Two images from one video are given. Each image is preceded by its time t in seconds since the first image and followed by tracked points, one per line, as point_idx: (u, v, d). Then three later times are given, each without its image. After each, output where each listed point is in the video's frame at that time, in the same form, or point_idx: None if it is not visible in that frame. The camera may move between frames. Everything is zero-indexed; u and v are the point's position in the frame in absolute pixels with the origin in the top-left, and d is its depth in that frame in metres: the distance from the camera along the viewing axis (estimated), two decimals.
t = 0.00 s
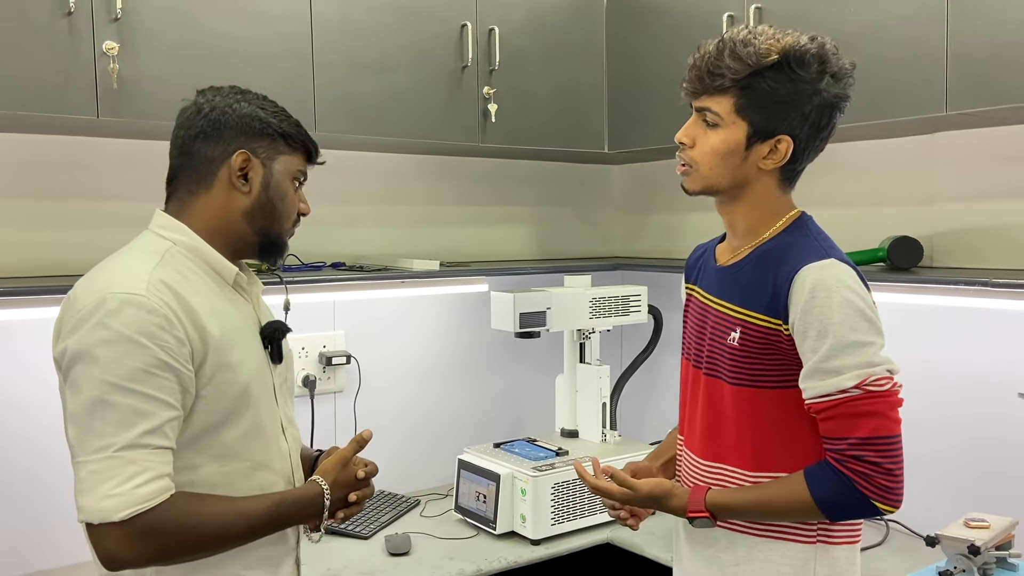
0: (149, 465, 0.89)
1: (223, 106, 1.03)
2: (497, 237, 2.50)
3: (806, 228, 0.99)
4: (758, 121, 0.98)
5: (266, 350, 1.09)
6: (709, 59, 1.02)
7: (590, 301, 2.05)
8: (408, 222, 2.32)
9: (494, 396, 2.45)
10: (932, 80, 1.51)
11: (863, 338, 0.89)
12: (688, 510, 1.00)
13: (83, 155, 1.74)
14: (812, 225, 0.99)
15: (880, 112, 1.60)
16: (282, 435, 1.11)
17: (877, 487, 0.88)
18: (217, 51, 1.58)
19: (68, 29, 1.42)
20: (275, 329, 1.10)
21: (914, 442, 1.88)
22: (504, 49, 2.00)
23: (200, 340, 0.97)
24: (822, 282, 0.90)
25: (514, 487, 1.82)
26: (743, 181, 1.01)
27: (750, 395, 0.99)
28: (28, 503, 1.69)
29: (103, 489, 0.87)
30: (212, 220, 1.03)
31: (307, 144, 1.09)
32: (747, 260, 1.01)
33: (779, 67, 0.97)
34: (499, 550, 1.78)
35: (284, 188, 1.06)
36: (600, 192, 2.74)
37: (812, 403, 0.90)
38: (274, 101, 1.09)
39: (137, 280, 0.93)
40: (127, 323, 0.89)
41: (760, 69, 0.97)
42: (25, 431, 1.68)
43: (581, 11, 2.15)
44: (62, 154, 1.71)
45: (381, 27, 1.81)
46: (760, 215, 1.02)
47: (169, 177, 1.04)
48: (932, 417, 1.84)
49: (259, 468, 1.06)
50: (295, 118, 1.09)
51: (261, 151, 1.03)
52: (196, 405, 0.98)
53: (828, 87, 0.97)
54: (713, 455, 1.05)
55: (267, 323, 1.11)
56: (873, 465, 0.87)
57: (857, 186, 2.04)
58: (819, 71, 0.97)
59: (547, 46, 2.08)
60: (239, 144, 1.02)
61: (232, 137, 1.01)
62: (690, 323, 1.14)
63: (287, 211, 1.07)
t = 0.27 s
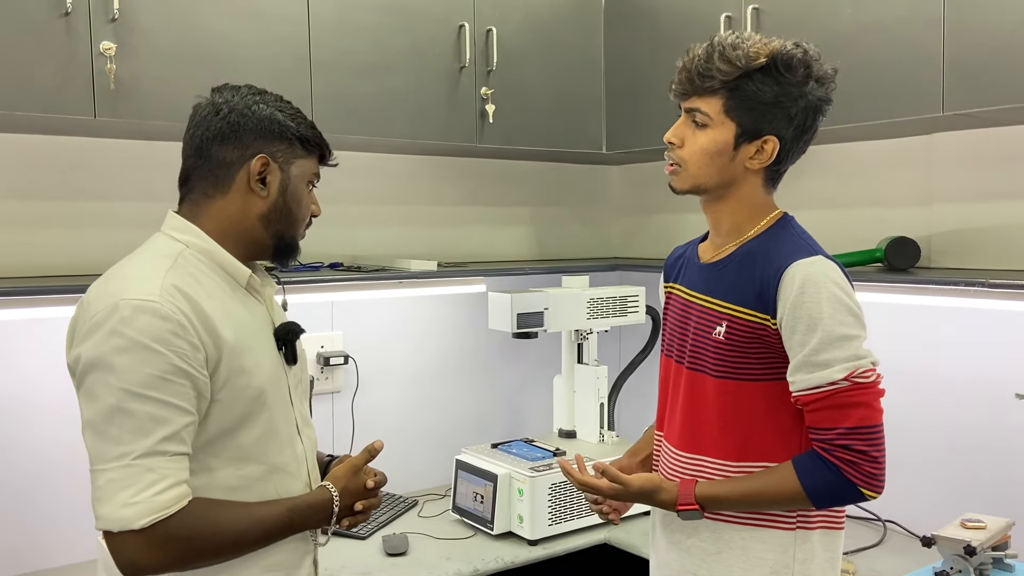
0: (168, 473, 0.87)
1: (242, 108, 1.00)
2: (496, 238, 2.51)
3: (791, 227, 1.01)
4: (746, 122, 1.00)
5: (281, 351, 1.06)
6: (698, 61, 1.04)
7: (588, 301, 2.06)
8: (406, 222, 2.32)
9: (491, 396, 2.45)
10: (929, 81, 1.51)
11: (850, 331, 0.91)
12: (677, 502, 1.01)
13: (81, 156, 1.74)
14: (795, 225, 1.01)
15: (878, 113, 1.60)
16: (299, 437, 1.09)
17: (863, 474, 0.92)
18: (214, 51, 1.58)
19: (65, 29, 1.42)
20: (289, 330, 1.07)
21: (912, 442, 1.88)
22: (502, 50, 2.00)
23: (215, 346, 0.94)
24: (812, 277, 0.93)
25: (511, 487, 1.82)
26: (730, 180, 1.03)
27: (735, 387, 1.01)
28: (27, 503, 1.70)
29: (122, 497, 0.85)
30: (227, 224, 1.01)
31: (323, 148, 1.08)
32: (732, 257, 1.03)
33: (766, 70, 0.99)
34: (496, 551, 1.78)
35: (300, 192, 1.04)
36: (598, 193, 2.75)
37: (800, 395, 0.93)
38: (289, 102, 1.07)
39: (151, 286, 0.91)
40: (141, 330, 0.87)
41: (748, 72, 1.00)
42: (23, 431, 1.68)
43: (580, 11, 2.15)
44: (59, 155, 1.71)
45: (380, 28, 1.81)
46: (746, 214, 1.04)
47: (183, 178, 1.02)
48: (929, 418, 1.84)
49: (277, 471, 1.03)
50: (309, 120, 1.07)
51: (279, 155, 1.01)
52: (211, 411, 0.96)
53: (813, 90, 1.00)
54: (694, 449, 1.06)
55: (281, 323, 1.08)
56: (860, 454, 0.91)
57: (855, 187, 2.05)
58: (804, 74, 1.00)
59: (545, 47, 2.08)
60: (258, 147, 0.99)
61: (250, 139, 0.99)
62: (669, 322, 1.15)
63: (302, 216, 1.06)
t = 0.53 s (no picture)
0: (181, 478, 0.87)
1: (251, 105, 0.98)
2: (494, 238, 2.50)
3: (778, 225, 1.02)
4: (734, 123, 1.01)
5: (293, 352, 1.05)
6: (684, 65, 1.05)
7: (585, 301, 2.06)
8: (404, 222, 2.32)
9: (489, 395, 2.45)
10: (926, 81, 1.51)
11: (836, 329, 0.93)
12: (665, 502, 1.02)
13: (79, 156, 1.74)
14: (782, 224, 1.02)
15: (875, 113, 1.60)
16: (313, 436, 1.07)
17: (848, 469, 0.93)
18: (211, 52, 1.58)
19: (60, 29, 1.42)
20: (301, 329, 1.06)
21: (910, 443, 1.87)
22: (499, 50, 2.00)
23: (228, 347, 0.93)
24: (798, 276, 0.94)
25: (508, 487, 1.82)
26: (718, 181, 1.04)
27: (721, 385, 1.01)
28: (25, 504, 1.70)
29: (134, 503, 0.85)
30: (237, 224, 0.99)
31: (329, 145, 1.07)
32: (719, 257, 1.03)
33: (752, 71, 1.01)
34: (492, 551, 1.78)
35: (310, 191, 1.03)
36: (597, 193, 2.74)
37: (786, 392, 0.94)
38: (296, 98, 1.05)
39: (163, 287, 0.90)
40: (153, 333, 0.86)
41: (735, 73, 1.01)
42: (21, 431, 1.68)
43: (577, 11, 2.15)
44: (55, 156, 1.72)
45: (377, 29, 1.81)
46: (734, 214, 1.05)
47: (190, 175, 1.00)
48: (927, 418, 1.84)
49: (293, 471, 1.02)
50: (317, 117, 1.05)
51: (288, 154, 1.00)
52: (225, 414, 0.95)
53: (798, 90, 1.02)
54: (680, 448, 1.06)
55: (293, 322, 1.06)
56: (845, 450, 0.92)
57: (853, 187, 2.04)
58: (789, 75, 1.01)
59: (542, 47, 2.08)
60: (268, 146, 0.98)
61: (259, 137, 0.98)
62: (656, 323, 1.15)
63: (311, 214, 1.04)
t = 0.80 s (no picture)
0: (184, 480, 0.86)
1: (249, 102, 0.97)
2: (493, 238, 2.50)
3: (772, 226, 1.02)
4: (728, 123, 1.01)
5: (293, 349, 1.05)
6: (677, 66, 1.05)
7: (584, 301, 2.06)
8: (403, 222, 2.32)
9: (487, 395, 2.44)
10: (924, 81, 1.50)
11: (831, 330, 0.92)
12: (661, 505, 1.02)
13: (76, 157, 1.74)
14: (775, 224, 1.02)
15: (873, 113, 1.59)
16: (317, 435, 1.07)
17: (844, 471, 0.93)
18: (208, 52, 1.58)
19: (57, 30, 1.42)
20: (301, 326, 1.06)
21: (909, 443, 1.87)
22: (497, 50, 2.00)
23: (227, 348, 0.93)
24: (794, 276, 0.93)
25: (506, 488, 1.81)
26: (712, 181, 1.04)
27: (716, 387, 1.01)
28: (22, 504, 1.70)
29: (139, 506, 0.85)
30: (233, 223, 0.99)
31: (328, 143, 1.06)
32: (712, 258, 1.03)
33: (745, 71, 1.01)
34: (489, 552, 1.78)
35: (308, 189, 1.02)
36: (597, 193, 2.74)
37: (782, 393, 0.94)
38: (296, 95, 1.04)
39: (158, 289, 0.89)
40: (150, 335, 0.86)
41: (728, 73, 1.01)
42: (19, 431, 1.68)
43: (576, 10, 2.15)
44: (51, 156, 1.71)
45: (375, 29, 1.81)
46: (728, 214, 1.04)
47: (188, 173, 0.99)
48: (927, 419, 1.83)
49: (296, 471, 1.01)
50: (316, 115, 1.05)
51: (287, 151, 0.99)
52: (226, 415, 0.94)
53: (791, 90, 1.02)
54: (675, 450, 1.06)
55: (292, 321, 1.07)
56: (841, 451, 0.92)
57: (852, 187, 2.04)
58: (781, 75, 1.02)
59: (540, 47, 2.08)
60: (265, 144, 0.97)
61: (258, 136, 0.97)
62: (650, 326, 1.15)
63: (309, 212, 1.04)
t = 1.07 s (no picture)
0: (172, 483, 0.86)
1: (207, 97, 0.96)
2: (493, 238, 2.50)
3: (770, 225, 1.02)
4: (724, 121, 1.01)
5: (286, 350, 1.04)
6: (673, 65, 1.05)
7: (584, 301, 2.05)
8: (403, 223, 2.31)
9: (487, 395, 2.44)
10: (924, 80, 1.50)
11: (832, 330, 0.92)
12: (660, 507, 1.01)
13: (75, 158, 1.74)
14: (774, 224, 1.01)
15: (873, 112, 1.59)
16: (310, 436, 1.07)
17: (844, 472, 0.92)
18: (206, 52, 1.58)
19: (54, 31, 1.41)
20: (293, 327, 1.06)
21: (910, 444, 1.86)
22: (496, 50, 1.99)
23: (213, 349, 0.92)
24: (794, 276, 0.93)
25: (505, 489, 1.81)
26: (710, 180, 1.03)
27: (715, 388, 1.01)
28: (27, 504, 1.70)
29: (127, 509, 0.84)
30: (212, 222, 0.98)
31: (304, 124, 1.02)
32: (711, 258, 1.02)
33: (741, 69, 1.01)
34: (489, 553, 1.77)
35: (282, 176, 1.00)
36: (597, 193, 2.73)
37: (782, 394, 0.93)
38: (263, 80, 1.01)
39: (142, 291, 0.89)
40: (133, 338, 0.85)
41: (724, 71, 1.01)
42: (17, 432, 1.68)
43: (575, 9, 2.14)
44: (50, 156, 1.71)
45: (373, 29, 1.81)
46: (725, 213, 1.04)
47: (167, 178, 0.99)
48: (928, 420, 1.83)
49: (288, 472, 1.01)
50: (288, 96, 1.01)
51: (252, 142, 0.97)
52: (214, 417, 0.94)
53: (787, 87, 1.02)
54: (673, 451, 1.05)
55: (284, 322, 1.06)
56: (842, 452, 0.91)
57: (853, 187, 2.03)
58: (777, 73, 1.02)
59: (540, 46, 2.08)
60: (227, 138, 0.96)
61: (220, 130, 0.95)
62: (647, 326, 1.14)
63: (290, 199, 1.01)
